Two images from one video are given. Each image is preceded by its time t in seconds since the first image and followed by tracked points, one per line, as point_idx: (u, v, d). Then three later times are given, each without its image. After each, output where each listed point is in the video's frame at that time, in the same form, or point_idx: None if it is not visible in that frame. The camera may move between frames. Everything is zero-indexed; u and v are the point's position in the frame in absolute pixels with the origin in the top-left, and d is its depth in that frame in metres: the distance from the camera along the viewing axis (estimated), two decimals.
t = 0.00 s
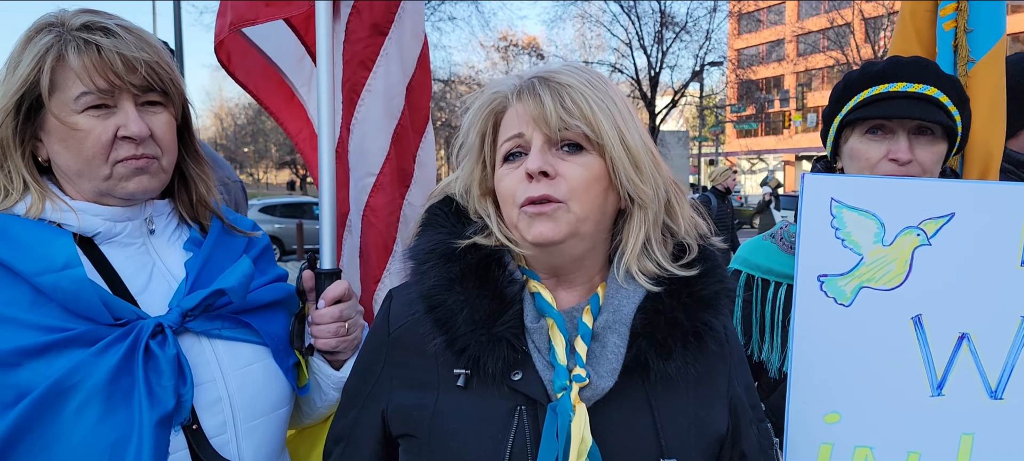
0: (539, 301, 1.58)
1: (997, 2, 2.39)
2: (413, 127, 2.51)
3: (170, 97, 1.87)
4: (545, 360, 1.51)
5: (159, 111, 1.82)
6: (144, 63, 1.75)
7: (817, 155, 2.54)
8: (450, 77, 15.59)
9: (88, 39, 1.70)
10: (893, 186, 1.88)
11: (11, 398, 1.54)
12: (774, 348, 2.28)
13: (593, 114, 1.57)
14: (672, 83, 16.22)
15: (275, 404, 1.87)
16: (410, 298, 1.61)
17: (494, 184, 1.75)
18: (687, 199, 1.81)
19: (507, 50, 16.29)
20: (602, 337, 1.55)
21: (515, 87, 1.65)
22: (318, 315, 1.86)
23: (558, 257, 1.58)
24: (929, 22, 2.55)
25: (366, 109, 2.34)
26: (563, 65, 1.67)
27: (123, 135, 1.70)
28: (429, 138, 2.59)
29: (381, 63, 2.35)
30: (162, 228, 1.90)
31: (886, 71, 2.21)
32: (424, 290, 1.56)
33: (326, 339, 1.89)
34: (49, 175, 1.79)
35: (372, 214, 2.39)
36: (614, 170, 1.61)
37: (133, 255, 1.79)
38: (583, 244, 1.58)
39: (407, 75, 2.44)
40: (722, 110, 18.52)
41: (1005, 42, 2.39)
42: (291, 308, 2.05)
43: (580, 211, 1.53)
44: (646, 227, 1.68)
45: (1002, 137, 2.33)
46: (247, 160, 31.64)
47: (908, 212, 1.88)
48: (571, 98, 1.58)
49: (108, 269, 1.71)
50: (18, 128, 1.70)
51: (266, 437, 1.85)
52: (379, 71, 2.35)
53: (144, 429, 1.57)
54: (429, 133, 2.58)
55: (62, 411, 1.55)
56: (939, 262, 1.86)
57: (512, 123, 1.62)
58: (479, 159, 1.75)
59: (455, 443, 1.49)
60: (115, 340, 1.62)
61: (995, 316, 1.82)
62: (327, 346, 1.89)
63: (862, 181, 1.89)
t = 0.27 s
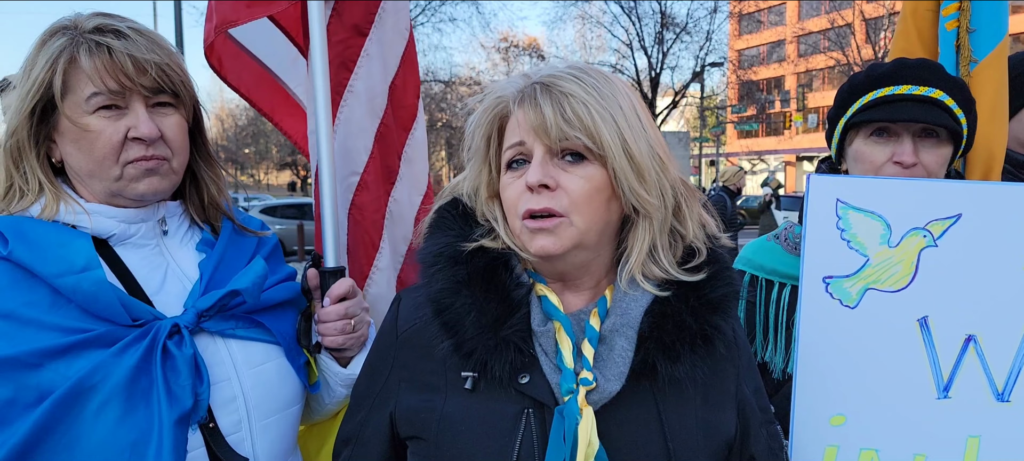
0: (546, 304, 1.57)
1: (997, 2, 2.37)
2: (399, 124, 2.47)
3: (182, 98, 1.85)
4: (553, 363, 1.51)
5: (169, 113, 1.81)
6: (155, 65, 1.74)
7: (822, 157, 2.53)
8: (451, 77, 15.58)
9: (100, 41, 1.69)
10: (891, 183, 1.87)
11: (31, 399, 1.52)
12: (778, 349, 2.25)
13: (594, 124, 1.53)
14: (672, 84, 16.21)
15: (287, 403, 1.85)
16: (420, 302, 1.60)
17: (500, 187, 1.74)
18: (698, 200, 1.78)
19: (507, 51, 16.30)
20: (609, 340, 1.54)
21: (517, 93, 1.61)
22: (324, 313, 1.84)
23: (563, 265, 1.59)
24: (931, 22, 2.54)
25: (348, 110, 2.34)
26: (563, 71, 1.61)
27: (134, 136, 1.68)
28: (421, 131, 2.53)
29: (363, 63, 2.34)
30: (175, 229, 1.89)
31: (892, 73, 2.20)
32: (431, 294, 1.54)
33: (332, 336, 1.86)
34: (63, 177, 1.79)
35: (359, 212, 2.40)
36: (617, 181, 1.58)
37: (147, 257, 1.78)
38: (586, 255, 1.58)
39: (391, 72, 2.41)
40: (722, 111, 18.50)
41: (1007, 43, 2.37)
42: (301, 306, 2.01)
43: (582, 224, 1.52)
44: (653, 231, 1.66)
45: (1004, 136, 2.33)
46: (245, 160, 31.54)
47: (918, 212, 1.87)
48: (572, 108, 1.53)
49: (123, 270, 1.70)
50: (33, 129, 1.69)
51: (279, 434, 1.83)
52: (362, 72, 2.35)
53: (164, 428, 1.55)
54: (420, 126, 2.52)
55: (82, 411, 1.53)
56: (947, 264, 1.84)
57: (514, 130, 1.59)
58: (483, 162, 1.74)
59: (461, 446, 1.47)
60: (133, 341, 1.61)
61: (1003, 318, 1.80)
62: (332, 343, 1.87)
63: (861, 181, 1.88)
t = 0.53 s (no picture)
0: (550, 307, 1.55)
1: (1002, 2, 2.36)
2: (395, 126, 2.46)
3: (179, 100, 1.84)
4: (554, 365, 1.49)
5: (167, 115, 1.80)
6: (152, 66, 1.73)
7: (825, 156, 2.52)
8: (451, 78, 15.57)
9: (97, 43, 1.68)
10: (893, 184, 1.87)
11: (33, 400, 1.52)
12: (779, 349, 2.26)
13: (603, 138, 1.51)
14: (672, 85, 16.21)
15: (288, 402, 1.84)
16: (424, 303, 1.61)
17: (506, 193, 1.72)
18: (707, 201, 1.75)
19: (507, 52, 16.30)
20: (611, 343, 1.53)
21: (524, 102, 1.58)
22: (325, 314, 1.84)
23: (570, 275, 1.57)
24: (934, 21, 2.51)
25: (358, 113, 2.33)
26: (572, 79, 1.56)
27: (131, 137, 1.67)
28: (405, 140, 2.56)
29: (372, 70, 2.35)
30: (175, 231, 1.88)
31: (893, 76, 2.20)
32: (435, 295, 1.55)
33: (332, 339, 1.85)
34: (63, 180, 1.78)
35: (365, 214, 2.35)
36: (625, 193, 1.56)
37: (147, 258, 1.77)
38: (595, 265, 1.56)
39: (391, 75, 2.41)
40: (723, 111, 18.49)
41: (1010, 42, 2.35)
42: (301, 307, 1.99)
43: (592, 237, 1.52)
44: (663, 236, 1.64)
45: (1006, 137, 2.33)
46: (244, 161, 31.47)
47: (923, 212, 1.86)
48: (581, 122, 1.50)
49: (123, 271, 1.69)
50: (34, 132, 1.69)
51: (280, 434, 1.82)
52: (371, 78, 2.35)
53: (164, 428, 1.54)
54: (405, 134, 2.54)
55: (82, 412, 1.53)
56: (949, 266, 1.83)
57: (522, 141, 1.57)
58: (491, 167, 1.72)
59: (462, 447, 1.47)
60: (134, 341, 1.60)
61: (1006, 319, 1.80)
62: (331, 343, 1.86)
63: (861, 181, 1.87)
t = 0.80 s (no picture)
0: (561, 305, 1.55)
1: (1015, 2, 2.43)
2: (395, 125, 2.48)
3: (178, 100, 1.83)
4: (563, 364, 1.50)
5: (166, 116, 1.80)
6: (150, 67, 1.73)
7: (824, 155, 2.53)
8: (451, 79, 15.55)
9: (95, 44, 1.69)
10: (894, 183, 1.87)
11: (31, 399, 1.52)
12: (779, 347, 2.26)
13: (614, 134, 1.50)
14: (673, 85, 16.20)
15: (287, 401, 1.85)
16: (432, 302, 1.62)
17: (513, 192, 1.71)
18: (712, 199, 1.76)
19: (508, 52, 16.32)
20: (621, 343, 1.53)
21: (530, 100, 1.57)
22: (325, 316, 1.83)
23: (583, 274, 1.57)
24: (947, 21, 2.64)
25: (363, 113, 2.33)
26: (579, 75, 1.56)
27: (128, 138, 1.67)
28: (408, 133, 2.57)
29: (377, 70, 2.34)
30: (174, 231, 1.88)
31: (896, 74, 2.19)
32: (443, 293, 1.56)
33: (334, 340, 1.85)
34: (62, 180, 1.78)
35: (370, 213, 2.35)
36: (637, 187, 1.57)
37: (145, 259, 1.77)
38: (608, 262, 1.56)
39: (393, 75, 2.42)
40: (723, 111, 18.49)
41: None
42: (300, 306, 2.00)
43: (606, 233, 1.51)
44: (671, 235, 1.65)
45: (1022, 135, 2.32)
46: (244, 161, 31.45)
47: (920, 210, 1.86)
48: (591, 118, 1.50)
49: (121, 271, 1.69)
50: (32, 133, 1.70)
51: (279, 432, 1.82)
52: (377, 76, 2.34)
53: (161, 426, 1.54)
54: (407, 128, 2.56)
55: (80, 411, 1.53)
56: (947, 263, 1.84)
57: (531, 140, 1.56)
58: (497, 166, 1.71)
59: (467, 445, 1.48)
60: (131, 340, 1.60)
61: (1005, 315, 1.80)
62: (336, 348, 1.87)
63: (863, 182, 1.88)
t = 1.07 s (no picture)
0: (576, 302, 1.56)
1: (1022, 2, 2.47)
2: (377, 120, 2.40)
3: (173, 98, 1.82)
4: (583, 361, 1.50)
5: (160, 113, 1.78)
6: (141, 65, 1.72)
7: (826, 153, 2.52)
8: (451, 79, 15.55)
9: (87, 43, 1.68)
10: (895, 180, 1.87)
11: (28, 396, 1.51)
12: (781, 344, 2.26)
13: (628, 122, 1.51)
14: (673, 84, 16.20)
15: (288, 399, 1.84)
16: (442, 299, 1.60)
17: (523, 184, 1.71)
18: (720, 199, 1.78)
19: (507, 52, 16.33)
20: (638, 339, 1.55)
21: (548, 88, 1.58)
22: (324, 313, 1.83)
23: (596, 271, 1.60)
24: (955, 18, 2.66)
25: (328, 107, 2.28)
26: (596, 67, 1.58)
27: (121, 136, 1.66)
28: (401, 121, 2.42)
29: (342, 64, 2.28)
30: (174, 229, 1.87)
31: (897, 71, 2.18)
32: (456, 288, 1.54)
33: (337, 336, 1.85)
34: (61, 179, 1.77)
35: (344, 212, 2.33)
36: (648, 180, 1.57)
37: (145, 256, 1.76)
38: (613, 259, 1.58)
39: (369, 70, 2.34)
40: (723, 111, 18.49)
41: None
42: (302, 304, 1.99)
43: (614, 226, 1.51)
44: (682, 233, 1.66)
45: None
46: (244, 162, 31.44)
47: (919, 206, 1.86)
48: (607, 106, 1.51)
49: (121, 268, 1.69)
50: (30, 131, 1.70)
51: (278, 432, 1.81)
52: (341, 72, 2.28)
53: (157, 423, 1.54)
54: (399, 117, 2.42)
55: (76, 408, 1.53)
56: (946, 260, 1.83)
57: (544, 127, 1.56)
58: (508, 157, 1.70)
59: (486, 444, 1.47)
60: (128, 337, 1.60)
61: (1005, 311, 1.80)
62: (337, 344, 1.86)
63: (863, 179, 1.87)
